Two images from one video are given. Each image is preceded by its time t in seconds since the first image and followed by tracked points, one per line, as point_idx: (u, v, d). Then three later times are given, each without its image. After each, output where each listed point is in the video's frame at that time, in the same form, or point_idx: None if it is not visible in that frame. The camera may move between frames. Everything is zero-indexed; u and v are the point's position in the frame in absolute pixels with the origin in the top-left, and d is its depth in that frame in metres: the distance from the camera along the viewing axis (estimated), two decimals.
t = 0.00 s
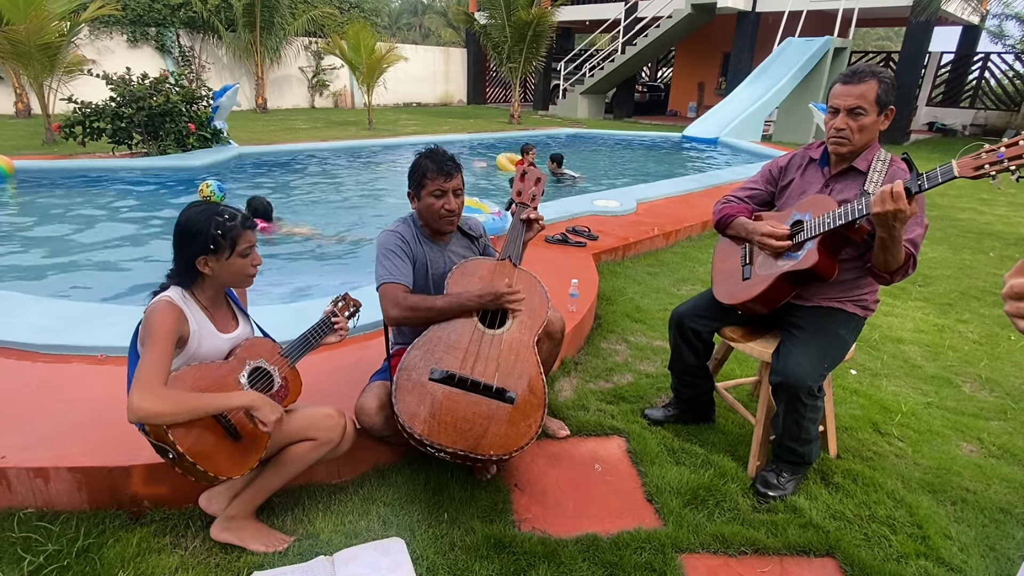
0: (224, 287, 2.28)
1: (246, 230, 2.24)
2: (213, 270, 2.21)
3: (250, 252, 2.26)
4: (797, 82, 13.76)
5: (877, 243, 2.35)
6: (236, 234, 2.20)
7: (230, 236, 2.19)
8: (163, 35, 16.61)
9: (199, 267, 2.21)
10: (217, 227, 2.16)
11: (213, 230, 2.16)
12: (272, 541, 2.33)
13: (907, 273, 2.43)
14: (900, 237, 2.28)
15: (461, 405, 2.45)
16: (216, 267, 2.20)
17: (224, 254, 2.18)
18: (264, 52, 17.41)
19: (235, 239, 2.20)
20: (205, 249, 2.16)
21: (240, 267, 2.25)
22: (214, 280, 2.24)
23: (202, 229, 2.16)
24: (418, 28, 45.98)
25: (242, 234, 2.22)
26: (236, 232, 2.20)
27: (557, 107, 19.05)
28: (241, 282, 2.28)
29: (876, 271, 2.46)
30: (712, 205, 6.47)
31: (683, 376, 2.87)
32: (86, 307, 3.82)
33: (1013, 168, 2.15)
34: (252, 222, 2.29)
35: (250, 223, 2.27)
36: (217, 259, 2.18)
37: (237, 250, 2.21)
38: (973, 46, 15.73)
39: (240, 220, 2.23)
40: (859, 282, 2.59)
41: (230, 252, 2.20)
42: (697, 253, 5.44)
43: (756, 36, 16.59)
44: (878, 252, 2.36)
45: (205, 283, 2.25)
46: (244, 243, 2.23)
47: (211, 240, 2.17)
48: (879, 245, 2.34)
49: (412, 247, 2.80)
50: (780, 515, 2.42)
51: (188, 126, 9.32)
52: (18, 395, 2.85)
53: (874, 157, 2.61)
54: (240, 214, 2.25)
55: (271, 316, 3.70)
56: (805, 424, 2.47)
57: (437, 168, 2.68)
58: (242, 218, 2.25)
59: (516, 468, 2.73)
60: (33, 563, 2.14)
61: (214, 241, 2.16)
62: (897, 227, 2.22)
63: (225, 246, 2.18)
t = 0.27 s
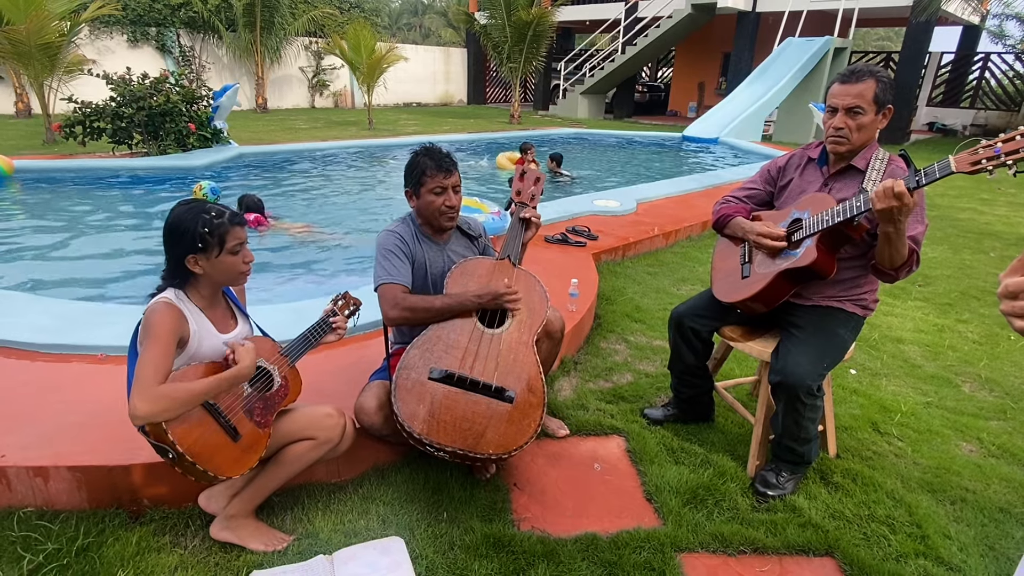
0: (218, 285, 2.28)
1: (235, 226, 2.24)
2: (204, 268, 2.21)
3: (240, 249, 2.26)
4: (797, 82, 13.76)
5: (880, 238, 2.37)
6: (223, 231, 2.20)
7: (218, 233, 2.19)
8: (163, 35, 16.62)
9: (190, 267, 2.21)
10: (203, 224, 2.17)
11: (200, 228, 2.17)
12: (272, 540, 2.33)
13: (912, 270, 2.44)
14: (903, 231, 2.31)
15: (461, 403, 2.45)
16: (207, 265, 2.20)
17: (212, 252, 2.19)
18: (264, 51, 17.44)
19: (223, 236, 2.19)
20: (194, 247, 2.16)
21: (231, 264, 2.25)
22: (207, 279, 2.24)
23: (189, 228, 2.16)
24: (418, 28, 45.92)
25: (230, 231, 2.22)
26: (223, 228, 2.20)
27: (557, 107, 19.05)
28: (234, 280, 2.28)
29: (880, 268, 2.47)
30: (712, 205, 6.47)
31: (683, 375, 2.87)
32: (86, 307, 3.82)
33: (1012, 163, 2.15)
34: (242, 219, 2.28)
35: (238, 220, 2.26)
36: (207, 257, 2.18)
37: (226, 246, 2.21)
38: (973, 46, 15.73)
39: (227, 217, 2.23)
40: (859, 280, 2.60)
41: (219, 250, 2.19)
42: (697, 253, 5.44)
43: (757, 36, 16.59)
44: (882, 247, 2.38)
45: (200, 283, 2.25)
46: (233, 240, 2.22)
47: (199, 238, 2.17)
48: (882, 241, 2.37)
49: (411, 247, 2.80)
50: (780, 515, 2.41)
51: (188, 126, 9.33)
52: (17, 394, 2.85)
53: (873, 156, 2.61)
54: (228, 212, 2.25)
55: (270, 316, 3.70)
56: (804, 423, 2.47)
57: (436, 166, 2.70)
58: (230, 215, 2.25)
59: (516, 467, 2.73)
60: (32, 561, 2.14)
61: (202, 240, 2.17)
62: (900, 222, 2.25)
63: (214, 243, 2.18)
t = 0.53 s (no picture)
0: (213, 284, 2.28)
1: (227, 223, 2.24)
2: (197, 266, 2.21)
3: (234, 247, 2.26)
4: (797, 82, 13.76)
5: (881, 237, 2.38)
6: (215, 229, 2.20)
7: (210, 230, 2.19)
8: (164, 35, 16.61)
9: (184, 265, 2.22)
10: (195, 221, 2.17)
11: (192, 226, 2.17)
12: (271, 540, 2.33)
13: (913, 268, 2.44)
14: (905, 229, 2.32)
15: (460, 403, 2.45)
16: (200, 263, 2.21)
17: (205, 250, 2.19)
18: (264, 51, 17.45)
19: (215, 233, 2.20)
20: (187, 245, 2.17)
21: (224, 261, 2.24)
22: (201, 278, 2.25)
23: (181, 226, 2.17)
24: (418, 28, 45.92)
25: (222, 227, 2.22)
26: (215, 226, 2.20)
27: (557, 107, 19.05)
28: (229, 277, 2.28)
29: (880, 267, 2.47)
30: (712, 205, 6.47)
31: (682, 376, 2.86)
32: (86, 306, 3.82)
33: (1010, 160, 2.16)
34: (235, 217, 2.29)
35: (231, 217, 2.26)
36: (200, 255, 2.18)
37: (218, 244, 2.21)
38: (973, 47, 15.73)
39: (219, 214, 2.23)
40: (859, 280, 2.60)
41: (211, 248, 2.20)
42: (697, 253, 5.44)
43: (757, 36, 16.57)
44: (882, 245, 2.39)
45: (194, 281, 2.26)
46: (225, 237, 2.22)
47: (191, 235, 2.18)
48: (883, 239, 2.38)
49: (409, 247, 2.81)
50: (779, 515, 2.41)
51: (188, 125, 9.33)
52: (17, 394, 2.85)
53: (871, 155, 2.61)
54: (220, 209, 2.25)
55: (269, 315, 3.70)
56: (803, 423, 2.48)
57: (428, 159, 2.73)
58: (223, 213, 2.25)
59: (515, 466, 2.73)
60: (32, 560, 2.14)
61: (194, 237, 2.17)
62: (899, 220, 2.27)
63: (207, 241, 2.19)
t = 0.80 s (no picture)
0: (212, 284, 2.28)
1: (228, 225, 2.24)
2: (196, 266, 2.21)
3: (233, 248, 2.26)
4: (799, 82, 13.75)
5: (883, 237, 2.38)
6: (214, 229, 2.19)
7: (210, 230, 2.19)
8: (165, 34, 16.61)
9: (182, 265, 2.22)
10: (196, 221, 2.17)
11: (191, 226, 2.17)
12: (272, 539, 2.34)
13: (916, 266, 2.44)
14: (906, 229, 2.32)
15: (461, 400, 2.45)
16: (198, 263, 2.21)
17: (203, 250, 2.19)
18: (265, 50, 17.49)
19: (214, 233, 2.19)
20: (186, 244, 2.17)
21: (223, 262, 2.24)
22: (199, 278, 2.25)
23: (180, 225, 2.17)
24: (419, 27, 45.91)
25: (222, 228, 2.22)
26: (215, 226, 2.20)
27: (558, 107, 19.04)
28: (228, 278, 2.28)
29: (884, 266, 2.47)
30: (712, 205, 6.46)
31: (683, 376, 2.86)
32: (86, 305, 3.82)
33: (1011, 160, 2.16)
34: (235, 217, 2.29)
35: (232, 218, 2.26)
36: (198, 254, 2.18)
37: (217, 244, 2.20)
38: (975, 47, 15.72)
39: (220, 215, 2.23)
40: (861, 280, 2.59)
41: (210, 248, 2.19)
42: (698, 253, 5.44)
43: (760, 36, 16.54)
44: (885, 246, 2.40)
45: (192, 281, 2.26)
46: (224, 238, 2.22)
47: (190, 235, 2.18)
48: (885, 239, 2.38)
49: (408, 246, 2.81)
50: (779, 515, 2.41)
51: (189, 124, 9.33)
52: (16, 392, 2.85)
53: (871, 155, 2.61)
54: (220, 209, 2.25)
55: (269, 314, 3.70)
56: (804, 424, 2.47)
57: (421, 158, 2.74)
58: (223, 213, 2.25)
59: (515, 466, 2.74)
60: (33, 558, 2.15)
61: (192, 237, 2.17)
62: (901, 220, 2.27)
63: (206, 241, 2.18)
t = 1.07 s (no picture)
0: (208, 281, 2.29)
1: (225, 222, 2.24)
2: (191, 263, 2.22)
3: (230, 245, 2.26)
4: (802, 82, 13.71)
5: (887, 237, 2.38)
6: (210, 225, 2.20)
7: (206, 226, 2.19)
8: (167, 32, 16.62)
9: (178, 260, 2.23)
10: (192, 217, 2.19)
11: (188, 221, 2.19)
12: (273, 537, 2.34)
13: (919, 267, 2.44)
14: (910, 230, 2.32)
15: (463, 398, 2.45)
16: (194, 259, 2.22)
17: (198, 245, 2.20)
18: (268, 48, 17.54)
19: (210, 229, 2.20)
20: (182, 239, 2.19)
21: (218, 260, 2.24)
22: (195, 275, 2.25)
23: (176, 220, 2.19)
24: (422, 25, 45.85)
25: (218, 224, 2.22)
26: (211, 222, 2.20)
27: (561, 106, 19.04)
28: (224, 276, 2.28)
29: (888, 266, 2.46)
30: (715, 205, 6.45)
31: (685, 375, 2.85)
32: (89, 302, 3.83)
33: (1016, 161, 2.16)
34: (233, 214, 2.29)
35: (229, 215, 2.26)
36: (194, 250, 2.19)
37: (213, 241, 2.21)
38: (979, 47, 15.68)
39: (217, 212, 2.23)
40: (864, 280, 2.59)
41: (205, 244, 2.20)
42: (700, 253, 5.43)
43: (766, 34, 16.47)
44: (889, 246, 2.39)
45: (189, 279, 2.27)
46: (220, 234, 2.22)
47: (186, 231, 2.19)
48: (889, 240, 2.38)
49: (409, 246, 2.81)
50: (782, 516, 2.41)
51: (192, 123, 9.33)
52: (19, 390, 2.86)
53: (876, 155, 2.60)
54: (219, 206, 2.26)
55: (271, 313, 3.69)
56: (807, 424, 2.47)
57: (421, 159, 2.73)
58: (221, 210, 2.25)
59: (517, 465, 2.74)
60: (36, 555, 2.15)
61: (188, 232, 2.19)
62: (905, 220, 2.27)
63: (201, 236, 2.19)
